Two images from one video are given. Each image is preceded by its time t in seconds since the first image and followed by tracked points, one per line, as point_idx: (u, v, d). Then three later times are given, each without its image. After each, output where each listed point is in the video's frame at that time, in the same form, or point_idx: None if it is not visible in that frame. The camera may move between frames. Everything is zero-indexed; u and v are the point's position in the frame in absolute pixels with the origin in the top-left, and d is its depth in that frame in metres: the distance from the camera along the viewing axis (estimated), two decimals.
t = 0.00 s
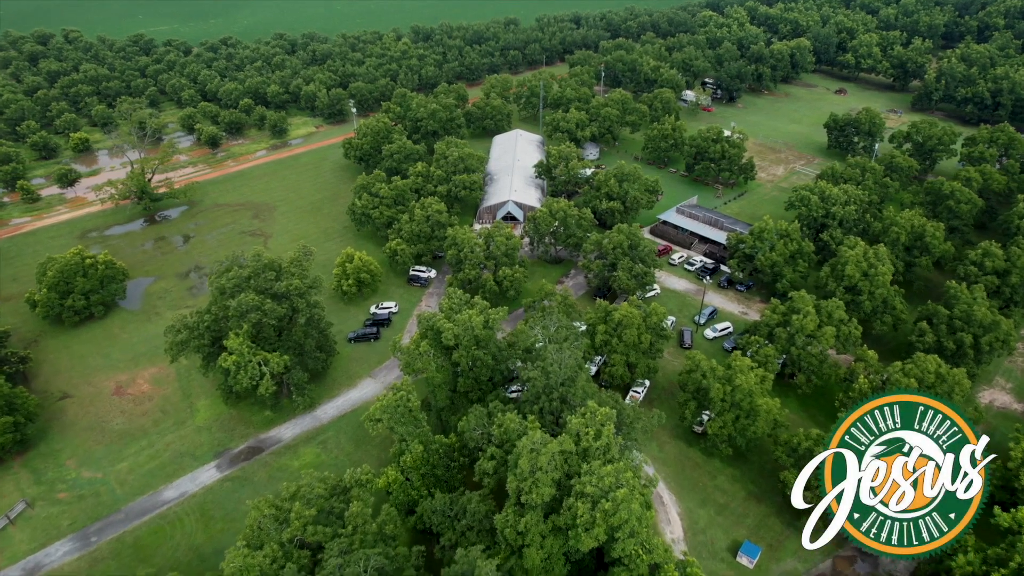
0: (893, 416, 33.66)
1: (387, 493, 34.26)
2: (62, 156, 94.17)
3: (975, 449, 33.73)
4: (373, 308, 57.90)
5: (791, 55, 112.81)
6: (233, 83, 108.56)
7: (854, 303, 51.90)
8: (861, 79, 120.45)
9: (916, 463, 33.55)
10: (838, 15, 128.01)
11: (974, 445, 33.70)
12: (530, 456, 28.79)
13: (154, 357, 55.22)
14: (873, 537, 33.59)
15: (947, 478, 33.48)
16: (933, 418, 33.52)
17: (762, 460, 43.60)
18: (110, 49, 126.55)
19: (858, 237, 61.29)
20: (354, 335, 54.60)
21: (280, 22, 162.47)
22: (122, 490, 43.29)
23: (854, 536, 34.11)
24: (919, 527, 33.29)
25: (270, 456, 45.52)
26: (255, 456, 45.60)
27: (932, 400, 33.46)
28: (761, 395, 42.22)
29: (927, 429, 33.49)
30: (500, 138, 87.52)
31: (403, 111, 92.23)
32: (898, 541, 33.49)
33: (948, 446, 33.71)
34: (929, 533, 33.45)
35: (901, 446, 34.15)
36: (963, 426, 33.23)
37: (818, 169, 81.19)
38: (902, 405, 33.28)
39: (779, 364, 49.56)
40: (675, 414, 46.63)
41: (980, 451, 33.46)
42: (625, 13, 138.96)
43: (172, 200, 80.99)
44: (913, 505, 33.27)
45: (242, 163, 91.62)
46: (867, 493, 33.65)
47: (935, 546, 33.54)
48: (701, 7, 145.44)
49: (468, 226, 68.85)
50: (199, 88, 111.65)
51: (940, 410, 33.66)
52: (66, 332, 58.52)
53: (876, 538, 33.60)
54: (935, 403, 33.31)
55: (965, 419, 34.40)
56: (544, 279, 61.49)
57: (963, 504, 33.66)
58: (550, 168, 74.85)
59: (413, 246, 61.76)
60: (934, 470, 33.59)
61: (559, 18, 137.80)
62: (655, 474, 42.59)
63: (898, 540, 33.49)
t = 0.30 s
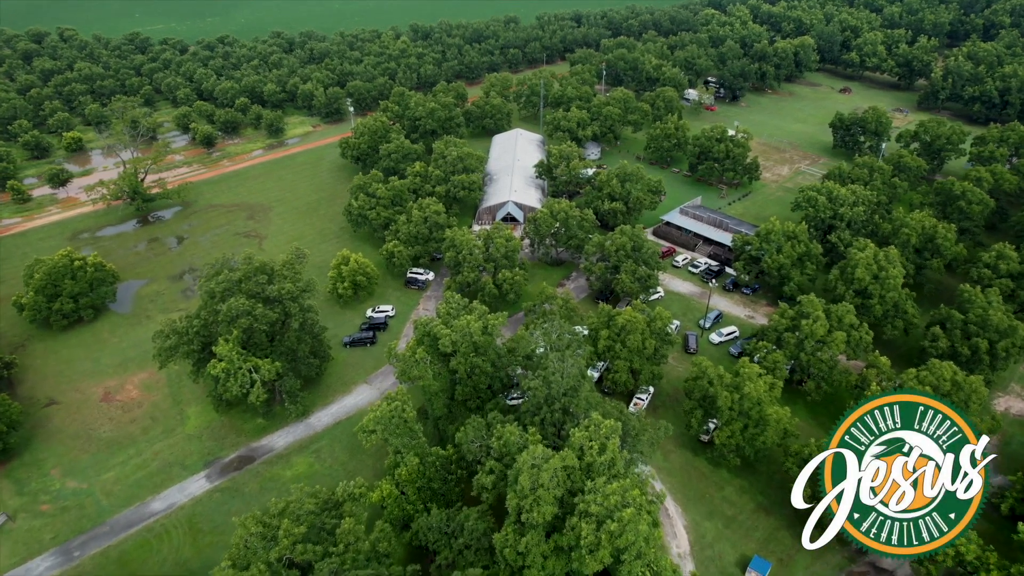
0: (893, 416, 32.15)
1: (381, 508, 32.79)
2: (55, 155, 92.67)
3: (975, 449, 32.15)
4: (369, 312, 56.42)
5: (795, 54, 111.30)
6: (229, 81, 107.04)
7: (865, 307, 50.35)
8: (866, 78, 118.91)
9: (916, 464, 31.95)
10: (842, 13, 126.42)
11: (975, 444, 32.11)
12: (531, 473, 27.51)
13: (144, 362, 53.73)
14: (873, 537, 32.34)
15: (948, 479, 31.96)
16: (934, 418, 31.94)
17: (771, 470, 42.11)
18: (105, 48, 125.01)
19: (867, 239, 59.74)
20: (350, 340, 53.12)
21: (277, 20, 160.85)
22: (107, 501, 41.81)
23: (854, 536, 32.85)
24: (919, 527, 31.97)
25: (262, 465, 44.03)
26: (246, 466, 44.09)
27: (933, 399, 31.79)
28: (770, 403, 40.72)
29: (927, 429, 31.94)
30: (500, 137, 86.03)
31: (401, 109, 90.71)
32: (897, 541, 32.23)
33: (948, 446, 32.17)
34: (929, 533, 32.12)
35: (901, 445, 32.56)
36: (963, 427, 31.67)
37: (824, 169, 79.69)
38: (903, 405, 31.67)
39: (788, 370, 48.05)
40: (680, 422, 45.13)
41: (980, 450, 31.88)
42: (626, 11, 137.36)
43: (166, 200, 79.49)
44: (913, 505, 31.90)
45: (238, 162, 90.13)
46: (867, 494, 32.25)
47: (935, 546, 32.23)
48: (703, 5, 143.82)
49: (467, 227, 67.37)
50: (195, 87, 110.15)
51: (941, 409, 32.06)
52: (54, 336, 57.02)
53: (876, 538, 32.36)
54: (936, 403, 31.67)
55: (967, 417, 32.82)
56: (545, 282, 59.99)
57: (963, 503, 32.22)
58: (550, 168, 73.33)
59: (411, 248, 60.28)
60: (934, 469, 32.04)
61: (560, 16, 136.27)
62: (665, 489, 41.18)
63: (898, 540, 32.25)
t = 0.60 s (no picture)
0: (892, 416, 31.52)
1: (374, 524, 31.33)
2: (47, 155, 91.12)
3: (976, 449, 31.37)
4: (365, 315, 54.95)
5: (799, 52, 109.77)
6: (225, 80, 105.55)
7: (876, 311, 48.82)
8: (870, 76, 117.39)
9: (916, 463, 31.20)
10: (846, 11, 124.80)
11: (975, 444, 31.28)
12: (531, 491, 26.28)
13: (133, 367, 52.22)
14: (872, 537, 31.65)
15: (948, 480, 31.05)
16: (933, 417, 31.25)
17: (781, 481, 40.61)
18: (100, 46, 123.44)
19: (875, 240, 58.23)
20: (345, 344, 51.64)
21: (275, 19, 159.26)
22: (92, 513, 40.32)
23: (854, 536, 32.19)
24: (919, 526, 31.15)
25: (253, 475, 42.51)
26: (236, 476, 42.55)
27: (932, 399, 31.17)
28: (780, 412, 39.22)
29: (927, 429, 31.25)
30: (499, 137, 84.49)
31: (399, 108, 89.14)
32: (897, 541, 31.42)
33: (948, 446, 31.41)
34: (929, 533, 31.27)
35: (901, 446, 31.87)
36: (963, 426, 30.90)
37: (830, 170, 78.20)
38: (901, 404, 31.09)
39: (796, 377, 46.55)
40: (685, 431, 43.65)
41: (980, 450, 31.04)
42: (627, 9, 135.75)
43: (159, 200, 77.98)
44: (912, 505, 31.09)
45: (233, 162, 88.63)
46: (866, 493, 31.55)
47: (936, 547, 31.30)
48: (705, 3, 142.18)
49: (466, 229, 65.90)
50: (190, 85, 108.60)
51: (941, 408, 31.36)
52: (41, 341, 55.50)
53: (876, 538, 31.65)
54: (935, 402, 31.03)
55: (968, 417, 32.02)
56: (545, 285, 58.49)
57: (964, 503, 31.27)
58: (551, 168, 71.77)
59: (408, 250, 58.80)
60: (934, 470, 31.25)
61: (560, 14, 134.70)
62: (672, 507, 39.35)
63: (898, 540, 31.43)
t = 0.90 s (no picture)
0: (893, 416, 30.95)
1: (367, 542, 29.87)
2: (40, 155, 89.64)
3: (975, 449, 31.25)
4: (361, 319, 53.43)
5: (803, 51, 108.24)
6: (221, 79, 104.03)
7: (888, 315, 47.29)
8: (875, 75, 115.89)
9: (916, 463, 30.74)
10: (850, 8, 123.24)
11: (975, 444, 31.13)
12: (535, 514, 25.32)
13: (122, 373, 50.68)
14: (873, 537, 30.84)
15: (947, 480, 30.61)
16: (933, 417, 30.89)
17: (791, 492, 39.09)
18: (95, 44, 121.90)
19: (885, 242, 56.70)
20: (340, 349, 50.12)
21: (273, 18, 157.71)
22: (75, 526, 38.82)
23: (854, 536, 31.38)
24: (919, 527, 30.36)
25: (243, 486, 40.98)
26: (226, 487, 41.00)
27: (932, 398, 30.82)
28: (791, 422, 37.68)
29: (927, 429, 30.80)
30: (499, 136, 82.95)
31: (397, 107, 87.61)
32: (897, 541, 30.64)
33: (948, 446, 31.09)
34: (930, 533, 30.48)
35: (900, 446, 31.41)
36: (963, 426, 30.65)
37: (836, 170, 76.68)
38: (902, 403, 30.58)
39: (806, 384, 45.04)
40: (691, 440, 42.13)
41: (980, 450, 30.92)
42: (628, 8, 134.11)
43: (152, 201, 76.46)
44: (913, 505, 30.37)
45: (228, 162, 87.10)
46: (866, 493, 30.77)
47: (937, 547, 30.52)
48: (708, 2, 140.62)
49: (465, 230, 64.43)
50: (186, 84, 107.09)
51: (941, 408, 31.04)
52: (28, 345, 54.00)
53: (876, 538, 30.86)
54: (936, 402, 30.68)
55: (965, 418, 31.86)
56: (546, 288, 56.95)
57: (964, 504, 30.72)
58: (551, 167, 70.23)
59: (406, 252, 57.27)
60: (934, 469, 30.83)
61: (560, 13, 133.13)
62: (682, 525, 37.32)
63: (898, 540, 30.65)
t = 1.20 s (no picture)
0: (893, 416, 30.46)
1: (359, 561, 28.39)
2: (31, 154, 88.10)
3: (975, 449, 31.10)
4: (356, 323, 51.95)
5: (807, 49, 106.67)
6: (216, 77, 102.50)
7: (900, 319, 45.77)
8: (880, 74, 114.38)
9: (916, 463, 30.44)
10: (854, 6, 121.63)
11: (975, 444, 30.90)
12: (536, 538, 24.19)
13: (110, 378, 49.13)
14: (873, 538, 30.69)
15: (948, 481, 30.34)
16: (934, 417, 30.35)
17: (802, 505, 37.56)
18: (90, 43, 120.29)
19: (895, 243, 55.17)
20: (334, 354, 48.60)
21: (270, 16, 156.13)
22: (57, 540, 37.31)
23: (854, 536, 31.26)
24: (919, 527, 30.27)
25: (233, 498, 39.48)
26: (216, 499, 39.49)
27: (933, 399, 30.24)
28: (802, 432, 36.17)
29: (927, 429, 30.31)
30: (499, 135, 81.39)
31: (395, 106, 86.02)
32: (897, 541, 30.54)
33: (948, 446, 30.70)
34: (929, 533, 30.46)
35: (900, 445, 31.06)
36: (964, 426, 30.21)
37: (843, 170, 75.16)
38: (903, 404, 30.02)
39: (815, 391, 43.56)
40: (698, 450, 40.63)
41: (979, 450, 30.74)
42: (630, 6, 132.43)
43: (145, 201, 74.94)
44: (913, 505, 30.21)
45: (223, 162, 85.55)
46: (866, 493, 30.58)
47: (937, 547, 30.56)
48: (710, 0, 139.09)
49: (464, 232, 62.95)
50: (181, 83, 105.51)
51: (941, 408, 30.49)
52: (15, 349, 52.47)
53: (876, 538, 30.72)
54: (936, 402, 30.10)
55: (964, 416, 31.51)
56: (547, 291, 55.43)
57: (964, 503, 30.55)
58: (552, 167, 68.70)
59: (403, 254, 55.76)
60: (934, 469, 30.53)
61: (561, 11, 131.56)
62: (693, 547, 35.37)
63: (898, 540, 30.55)
